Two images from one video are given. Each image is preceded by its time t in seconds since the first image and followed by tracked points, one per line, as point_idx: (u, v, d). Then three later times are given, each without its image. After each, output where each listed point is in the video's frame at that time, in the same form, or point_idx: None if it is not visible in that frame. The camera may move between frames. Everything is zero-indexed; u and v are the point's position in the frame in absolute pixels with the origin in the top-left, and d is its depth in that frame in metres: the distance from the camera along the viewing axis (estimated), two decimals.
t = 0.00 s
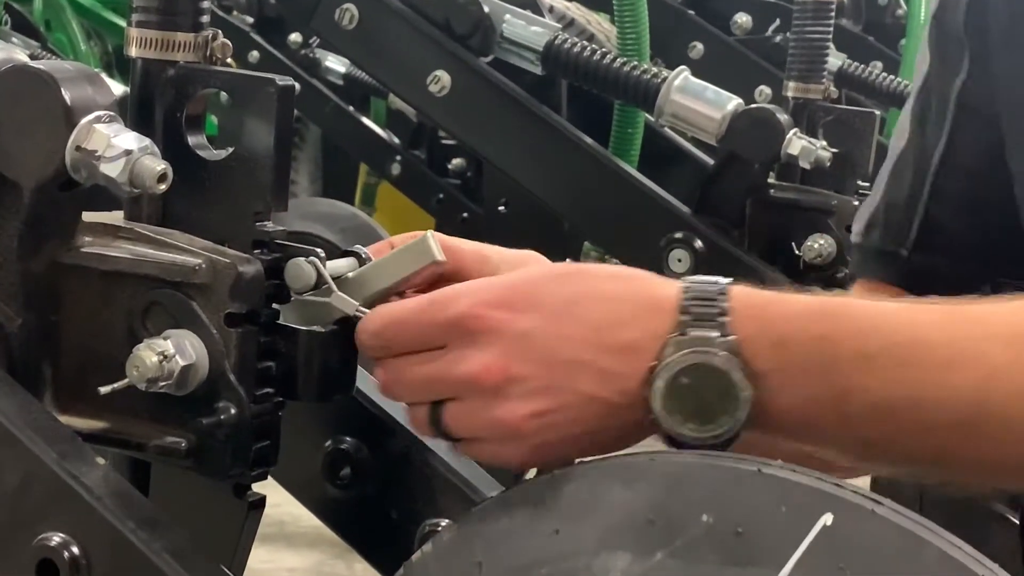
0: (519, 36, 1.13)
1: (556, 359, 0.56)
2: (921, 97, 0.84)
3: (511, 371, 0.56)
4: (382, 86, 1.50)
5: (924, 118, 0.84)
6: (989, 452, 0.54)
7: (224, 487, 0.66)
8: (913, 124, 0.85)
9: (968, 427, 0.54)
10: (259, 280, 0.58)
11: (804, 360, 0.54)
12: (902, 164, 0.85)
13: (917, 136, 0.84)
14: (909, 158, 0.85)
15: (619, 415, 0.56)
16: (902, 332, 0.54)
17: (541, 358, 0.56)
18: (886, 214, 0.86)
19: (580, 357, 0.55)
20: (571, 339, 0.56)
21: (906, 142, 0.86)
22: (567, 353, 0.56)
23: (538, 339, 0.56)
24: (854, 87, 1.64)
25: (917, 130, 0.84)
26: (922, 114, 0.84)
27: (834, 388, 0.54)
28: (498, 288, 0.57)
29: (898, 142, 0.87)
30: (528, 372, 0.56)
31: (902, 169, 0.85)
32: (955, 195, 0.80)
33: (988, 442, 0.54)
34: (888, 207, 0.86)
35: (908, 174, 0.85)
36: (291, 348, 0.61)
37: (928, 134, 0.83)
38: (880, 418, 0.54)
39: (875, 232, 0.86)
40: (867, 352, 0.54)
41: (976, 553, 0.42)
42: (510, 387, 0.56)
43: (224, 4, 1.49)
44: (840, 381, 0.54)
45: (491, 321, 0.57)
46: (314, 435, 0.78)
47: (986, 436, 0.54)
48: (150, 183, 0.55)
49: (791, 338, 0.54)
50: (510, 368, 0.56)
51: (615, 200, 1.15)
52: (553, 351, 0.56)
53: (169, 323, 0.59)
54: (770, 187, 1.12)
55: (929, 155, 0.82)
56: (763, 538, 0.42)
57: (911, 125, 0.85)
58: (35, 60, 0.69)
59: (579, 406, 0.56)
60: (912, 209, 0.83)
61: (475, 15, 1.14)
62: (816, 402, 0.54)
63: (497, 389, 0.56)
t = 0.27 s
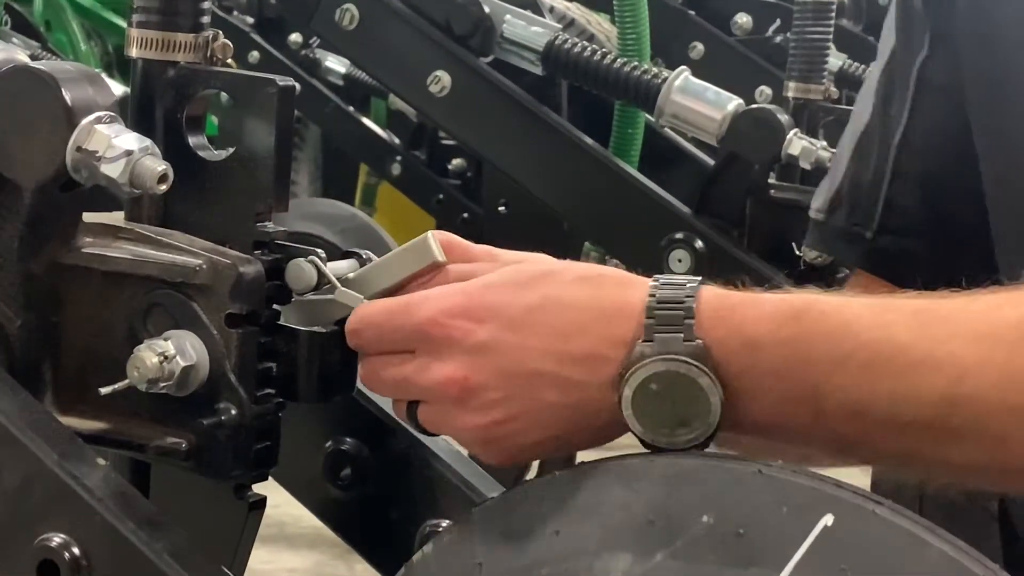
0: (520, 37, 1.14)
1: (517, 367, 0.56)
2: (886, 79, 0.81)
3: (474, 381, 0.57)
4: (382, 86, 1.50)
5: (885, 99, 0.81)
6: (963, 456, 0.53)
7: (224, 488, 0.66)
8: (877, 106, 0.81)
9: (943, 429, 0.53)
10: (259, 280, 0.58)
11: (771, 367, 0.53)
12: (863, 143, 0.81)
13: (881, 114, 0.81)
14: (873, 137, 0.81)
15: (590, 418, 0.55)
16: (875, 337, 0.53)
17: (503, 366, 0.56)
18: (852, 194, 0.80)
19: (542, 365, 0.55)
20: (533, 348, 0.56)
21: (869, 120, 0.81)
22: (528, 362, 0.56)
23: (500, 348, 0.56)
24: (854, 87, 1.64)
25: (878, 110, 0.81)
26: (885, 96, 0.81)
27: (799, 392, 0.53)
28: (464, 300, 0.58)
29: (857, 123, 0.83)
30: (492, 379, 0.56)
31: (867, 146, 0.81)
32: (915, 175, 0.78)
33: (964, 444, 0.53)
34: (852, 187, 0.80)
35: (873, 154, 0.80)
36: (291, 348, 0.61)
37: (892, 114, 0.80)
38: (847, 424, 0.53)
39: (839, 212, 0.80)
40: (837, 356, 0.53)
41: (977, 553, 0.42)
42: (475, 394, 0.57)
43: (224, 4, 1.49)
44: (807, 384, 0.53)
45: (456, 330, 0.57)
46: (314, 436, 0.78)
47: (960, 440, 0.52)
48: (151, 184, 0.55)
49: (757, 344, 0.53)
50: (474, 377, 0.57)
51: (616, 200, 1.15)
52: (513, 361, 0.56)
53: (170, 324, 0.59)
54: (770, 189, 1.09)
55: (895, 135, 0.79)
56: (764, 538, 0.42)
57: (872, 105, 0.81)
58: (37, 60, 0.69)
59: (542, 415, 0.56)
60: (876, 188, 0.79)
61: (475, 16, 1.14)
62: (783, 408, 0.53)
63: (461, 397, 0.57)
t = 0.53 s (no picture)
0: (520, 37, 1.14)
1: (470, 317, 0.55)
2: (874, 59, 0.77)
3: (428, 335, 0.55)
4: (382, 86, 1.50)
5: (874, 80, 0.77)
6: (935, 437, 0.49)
7: (224, 487, 0.65)
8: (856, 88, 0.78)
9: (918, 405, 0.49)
10: (259, 280, 0.58)
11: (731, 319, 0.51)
12: (851, 128, 0.78)
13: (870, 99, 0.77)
14: (863, 124, 0.77)
15: (545, 374, 0.54)
16: (843, 295, 0.50)
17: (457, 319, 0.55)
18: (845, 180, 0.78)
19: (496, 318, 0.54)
20: (488, 301, 0.55)
21: (861, 105, 0.77)
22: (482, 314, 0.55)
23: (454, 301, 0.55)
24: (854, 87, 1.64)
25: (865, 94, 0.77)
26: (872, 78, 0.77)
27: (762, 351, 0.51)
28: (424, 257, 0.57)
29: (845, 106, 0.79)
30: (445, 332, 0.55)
31: (859, 132, 0.77)
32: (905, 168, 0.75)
33: (934, 420, 0.49)
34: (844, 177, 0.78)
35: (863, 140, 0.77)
36: (292, 348, 0.60)
37: (880, 96, 0.76)
38: (814, 388, 0.50)
39: (834, 199, 0.79)
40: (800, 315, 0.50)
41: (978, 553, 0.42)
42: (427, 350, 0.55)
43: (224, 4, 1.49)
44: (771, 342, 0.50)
45: (413, 285, 0.56)
46: (314, 436, 0.78)
47: (932, 418, 0.48)
48: (151, 184, 0.55)
49: (718, 295, 0.51)
50: (427, 328, 0.55)
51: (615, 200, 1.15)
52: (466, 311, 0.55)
53: (170, 324, 0.59)
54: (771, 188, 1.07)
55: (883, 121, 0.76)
56: (764, 538, 0.42)
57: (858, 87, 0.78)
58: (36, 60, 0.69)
59: (493, 368, 0.54)
60: (870, 176, 0.76)
61: (476, 16, 1.13)
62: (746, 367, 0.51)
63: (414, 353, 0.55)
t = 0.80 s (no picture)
0: (520, 37, 1.15)
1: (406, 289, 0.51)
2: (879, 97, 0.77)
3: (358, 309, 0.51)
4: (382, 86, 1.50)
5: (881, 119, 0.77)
6: (897, 432, 0.48)
7: (223, 487, 0.66)
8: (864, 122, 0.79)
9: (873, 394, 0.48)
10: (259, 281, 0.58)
11: (685, 303, 0.51)
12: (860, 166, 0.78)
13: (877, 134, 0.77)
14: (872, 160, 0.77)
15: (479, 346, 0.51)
16: (798, 284, 0.51)
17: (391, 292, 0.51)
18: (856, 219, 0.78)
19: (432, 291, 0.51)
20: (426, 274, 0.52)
21: (869, 141, 0.77)
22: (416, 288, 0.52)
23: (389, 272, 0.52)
24: (854, 87, 1.64)
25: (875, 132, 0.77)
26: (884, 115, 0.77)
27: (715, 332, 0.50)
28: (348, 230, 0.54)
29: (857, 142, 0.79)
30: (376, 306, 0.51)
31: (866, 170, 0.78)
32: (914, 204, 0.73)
33: (897, 414, 0.48)
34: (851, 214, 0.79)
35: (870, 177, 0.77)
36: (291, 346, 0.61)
37: (888, 135, 0.76)
38: (768, 371, 0.49)
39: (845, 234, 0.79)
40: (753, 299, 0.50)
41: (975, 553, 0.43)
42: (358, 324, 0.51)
43: (224, 4, 1.49)
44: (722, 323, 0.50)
45: (336, 258, 0.52)
46: (313, 436, 0.78)
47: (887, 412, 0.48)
48: (150, 183, 0.55)
49: (675, 279, 0.51)
50: (357, 301, 0.51)
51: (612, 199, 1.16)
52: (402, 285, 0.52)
53: (169, 324, 0.59)
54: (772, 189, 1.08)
55: (889, 157, 0.76)
56: (764, 537, 0.43)
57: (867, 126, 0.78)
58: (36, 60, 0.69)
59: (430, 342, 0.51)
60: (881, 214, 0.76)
61: (476, 16, 1.13)
62: (700, 348, 0.50)
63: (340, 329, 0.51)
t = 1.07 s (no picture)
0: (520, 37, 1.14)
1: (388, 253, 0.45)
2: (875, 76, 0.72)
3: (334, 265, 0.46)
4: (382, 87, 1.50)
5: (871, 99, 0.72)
6: (886, 424, 0.45)
7: (223, 487, 0.65)
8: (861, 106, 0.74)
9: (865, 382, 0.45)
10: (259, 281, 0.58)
11: (682, 287, 0.45)
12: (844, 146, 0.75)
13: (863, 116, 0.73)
14: (857, 143, 0.73)
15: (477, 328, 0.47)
16: (809, 272, 0.46)
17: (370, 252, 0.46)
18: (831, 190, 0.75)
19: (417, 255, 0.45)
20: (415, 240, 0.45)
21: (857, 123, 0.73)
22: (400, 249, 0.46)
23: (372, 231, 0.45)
24: (854, 86, 1.64)
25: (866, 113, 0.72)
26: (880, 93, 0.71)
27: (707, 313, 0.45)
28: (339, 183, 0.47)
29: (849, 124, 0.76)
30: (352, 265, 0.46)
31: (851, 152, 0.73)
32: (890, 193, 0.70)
33: (897, 403, 0.45)
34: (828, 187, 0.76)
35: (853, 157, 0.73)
36: (291, 347, 0.61)
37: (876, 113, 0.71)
38: (761, 356, 0.45)
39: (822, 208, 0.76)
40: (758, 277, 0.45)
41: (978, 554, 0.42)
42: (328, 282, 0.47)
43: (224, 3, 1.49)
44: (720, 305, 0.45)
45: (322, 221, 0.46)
46: (314, 436, 0.78)
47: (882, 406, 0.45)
48: (150, 184, 0.55)
49: (672, 264, 0.45)
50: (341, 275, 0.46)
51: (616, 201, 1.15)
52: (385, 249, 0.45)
53: (169, 324, 0.59)
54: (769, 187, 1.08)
55: (873, 139, 0.71)
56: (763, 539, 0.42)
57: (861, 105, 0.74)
58: (36, 59, 0.69)
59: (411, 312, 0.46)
60: (857, 193, 0.72)
61: (475, 16, 1.15)
62: (695, 330, 0.46)
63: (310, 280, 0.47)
